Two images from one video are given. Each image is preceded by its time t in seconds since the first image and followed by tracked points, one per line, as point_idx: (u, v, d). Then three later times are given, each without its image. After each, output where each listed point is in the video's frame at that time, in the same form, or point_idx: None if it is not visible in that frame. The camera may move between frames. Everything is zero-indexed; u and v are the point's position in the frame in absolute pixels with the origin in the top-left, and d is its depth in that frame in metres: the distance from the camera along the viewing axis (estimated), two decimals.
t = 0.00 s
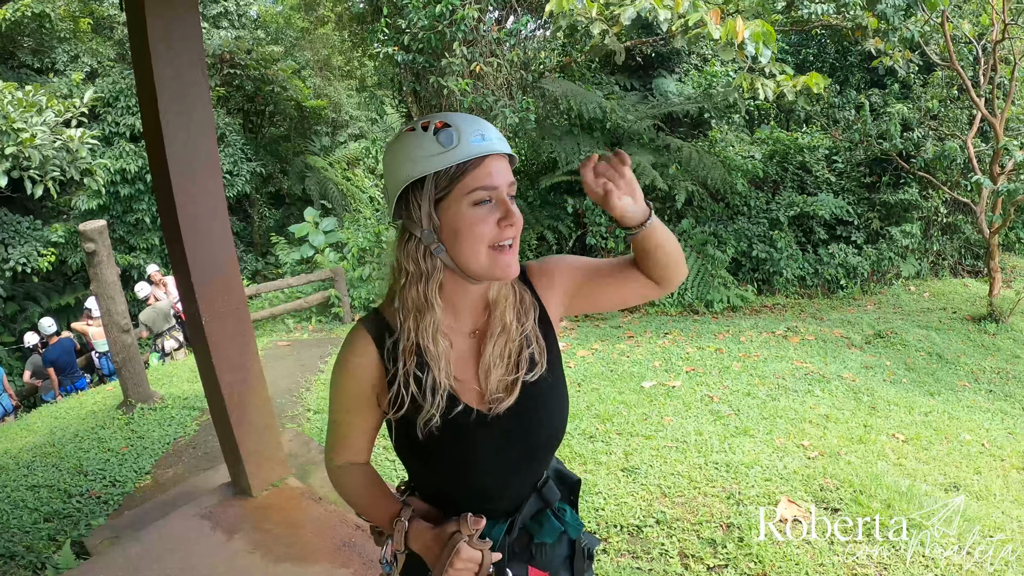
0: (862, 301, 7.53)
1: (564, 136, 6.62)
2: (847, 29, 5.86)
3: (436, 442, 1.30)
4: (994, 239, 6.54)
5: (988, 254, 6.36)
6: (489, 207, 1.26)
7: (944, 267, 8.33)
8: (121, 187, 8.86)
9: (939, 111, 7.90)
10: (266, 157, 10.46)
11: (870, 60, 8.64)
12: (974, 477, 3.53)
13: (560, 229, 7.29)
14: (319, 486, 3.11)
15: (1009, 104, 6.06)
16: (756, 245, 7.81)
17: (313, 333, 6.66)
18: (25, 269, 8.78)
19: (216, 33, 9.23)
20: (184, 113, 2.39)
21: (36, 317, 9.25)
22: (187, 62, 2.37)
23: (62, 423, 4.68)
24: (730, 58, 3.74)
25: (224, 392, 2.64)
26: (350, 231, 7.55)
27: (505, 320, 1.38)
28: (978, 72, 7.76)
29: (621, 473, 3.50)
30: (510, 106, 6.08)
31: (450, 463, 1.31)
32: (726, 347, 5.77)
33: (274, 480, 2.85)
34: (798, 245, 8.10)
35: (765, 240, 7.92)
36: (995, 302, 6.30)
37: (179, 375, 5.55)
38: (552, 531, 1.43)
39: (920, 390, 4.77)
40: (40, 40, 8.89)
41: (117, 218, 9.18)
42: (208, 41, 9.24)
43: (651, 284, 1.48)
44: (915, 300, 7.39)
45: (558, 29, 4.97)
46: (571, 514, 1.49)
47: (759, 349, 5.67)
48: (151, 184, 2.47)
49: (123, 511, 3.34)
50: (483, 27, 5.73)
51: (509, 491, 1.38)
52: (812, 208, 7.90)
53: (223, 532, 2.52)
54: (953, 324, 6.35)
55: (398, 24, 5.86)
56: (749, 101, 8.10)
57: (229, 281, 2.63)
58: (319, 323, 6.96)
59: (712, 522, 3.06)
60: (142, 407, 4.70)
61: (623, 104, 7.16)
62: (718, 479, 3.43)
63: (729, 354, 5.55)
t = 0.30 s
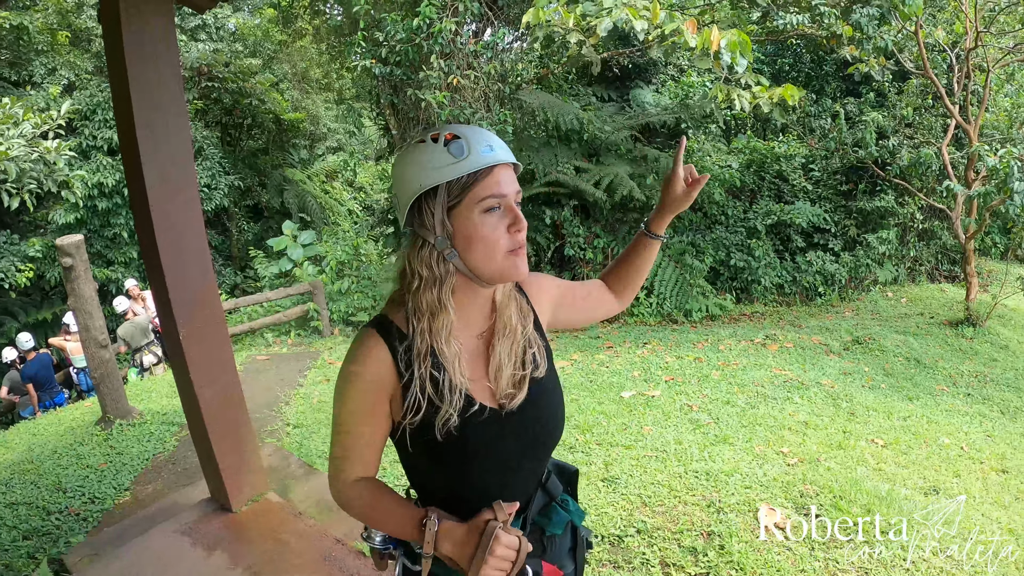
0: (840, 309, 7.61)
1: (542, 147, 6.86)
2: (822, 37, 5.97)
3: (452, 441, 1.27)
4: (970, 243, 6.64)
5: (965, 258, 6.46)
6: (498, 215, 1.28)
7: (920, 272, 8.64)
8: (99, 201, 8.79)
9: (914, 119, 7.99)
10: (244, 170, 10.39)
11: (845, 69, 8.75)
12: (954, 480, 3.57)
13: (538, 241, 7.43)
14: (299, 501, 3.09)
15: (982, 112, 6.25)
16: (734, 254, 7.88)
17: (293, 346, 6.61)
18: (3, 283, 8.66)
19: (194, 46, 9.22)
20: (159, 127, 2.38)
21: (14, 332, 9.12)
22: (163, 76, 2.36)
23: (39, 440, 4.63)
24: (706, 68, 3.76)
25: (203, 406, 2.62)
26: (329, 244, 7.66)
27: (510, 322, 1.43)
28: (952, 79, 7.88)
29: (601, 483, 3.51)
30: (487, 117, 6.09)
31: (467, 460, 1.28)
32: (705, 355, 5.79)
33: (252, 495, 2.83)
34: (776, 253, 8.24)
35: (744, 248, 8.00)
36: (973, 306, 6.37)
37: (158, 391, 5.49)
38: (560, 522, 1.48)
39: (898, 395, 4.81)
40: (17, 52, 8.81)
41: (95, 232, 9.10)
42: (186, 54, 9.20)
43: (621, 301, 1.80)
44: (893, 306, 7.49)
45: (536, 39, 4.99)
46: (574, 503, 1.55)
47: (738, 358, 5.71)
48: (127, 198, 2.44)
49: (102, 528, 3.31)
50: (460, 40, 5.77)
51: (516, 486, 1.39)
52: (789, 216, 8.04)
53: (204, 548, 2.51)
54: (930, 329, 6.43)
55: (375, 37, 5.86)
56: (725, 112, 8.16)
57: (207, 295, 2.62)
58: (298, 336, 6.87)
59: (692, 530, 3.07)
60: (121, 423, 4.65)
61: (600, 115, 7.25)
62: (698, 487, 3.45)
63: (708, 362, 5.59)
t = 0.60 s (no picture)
0: (836, 308, 7.63)
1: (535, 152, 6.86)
2: (813, 37, 6.00)
3: (483, 427, 1.28)
4: (964, 240, 6.68)
5: (959, 256, 6.48)
6: (509, 217, 1.28)
7: (916, 271, 8.70)
8: (93, 211, 8.78)
9: (906, 118, 8.06)
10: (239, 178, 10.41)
11: (836, 70, 8.83)
12: (952, 477, 3.58)
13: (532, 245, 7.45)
14: (297, 509, 3.09)
15: (974, 109, 6.27)
16: (728, 256, 7.90)
17: (290, 353, 6.60)
18: None
19: (186, 55, 9.23)
20: (152, 136, 2.38)
21: (10, 342, 9.10)
22: (155, 85, 2.37)
23: (36, 451, 4.61)
24: (699, 70, 3.77)
25: (201, 414, 2.62)
26: (325, 253, 7.61)
27: (535, 318, 1.45)
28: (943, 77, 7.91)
29: (599, 486, 3.51)
30: (480, 122, 6.08)
31: (494, 448, 1.29)
32: (702, 357, 5.79)
33: (250, 504, 2.82)
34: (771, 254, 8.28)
35: (738, 250, 8.02)
36: (968, 303, 6.39)
37: (154, 400, 5.48)
38: (581, 512, 1.47)
39: (895, 394, 4.82)
40: (10, 63, 8.77)
41: (91, 242, 9.09)
42: (178, 63, 9.20)
43: (637, 302, 1.82)
44: (889, 304, 7.51)
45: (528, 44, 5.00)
46: (593, 495, 1.55)
47: (735, 359, 5.72)
48: (121, 207, 2.44)
49: (101, 539, 3.30)
50: (452, 46, 5.79)
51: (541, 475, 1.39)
52: (783, 216, 8.07)
53: (202, 557, 2.50)
54: (926, 327, 6.46)
55: (367, 44, 5.87)
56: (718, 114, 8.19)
57: (203, 304, 2.62)
58: (295, 344, 6.87)
59: (691, 532, 3.08)
60: (118, 434, 4.64)
61: (593, 119, 7.28)
62: (696, 489, 3.45)
63: (705, 364, 5.59)
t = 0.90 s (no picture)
0: (836, 309, 7.63)
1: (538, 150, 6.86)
2: (818, 37, 5.96)
3: (480, 413, 1.38)
4: (966, 243, 6.68)
5: (962, 259, 6.48)
6: (483, 215, 1.34)
7: (917, 273, 8.70)
8: (95, 205, 8.78)
9: (909, 119, 8.04)
10: (241, 173, 10.43)
11: (841, 70, 8.82)
12: (951, 479, 3.58)
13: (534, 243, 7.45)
14: (296, 504, 3.10)
15: (978, 111, 6.25)
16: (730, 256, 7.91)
17: (291, 349, 6.61)
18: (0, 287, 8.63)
19: (190, 49, 9.23)
20: (154, 133, 2.38)
21: (11, 335, 9.11)
22: (157, 81, 2.36)
23: (37, 444, 4.62)
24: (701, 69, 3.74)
25: (202, 409, 2.63)
26: (326, 248, 7.61)
27: (549, 317, 1.47)
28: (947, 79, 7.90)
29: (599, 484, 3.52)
30: (484, 120, 6.04)
31: (489, 435, 1.39)
32: (702, 357, 5.79)
33: (250, 499, 2.83)
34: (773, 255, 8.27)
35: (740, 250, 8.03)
36: (969, 306, 6.38)
37: (154, 395, 5.48)
38: (578, 509, 1.53)
39: (895, 396, 4.82)
40: (14, 56, 8.79)
41: (92, 235, 9.09)
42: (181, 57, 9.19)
43: (681, 325, 1.76)
44: (890, 306, 7.51)
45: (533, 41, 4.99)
46: (596, 494, 1.60)
47: (736, 359, 5.71)
48: (123, 202, 2.45)
49: (100, 532, 3.31)
50: (456, 43, 5.78)
51: (541, 468, 1.46)
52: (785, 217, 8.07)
53: (201, 551, 2.51)
54: (927, 329, 6.45)
55: (370, 40, 5.85)
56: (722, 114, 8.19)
57: (205, 299, 2.62)
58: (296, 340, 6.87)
59: (690, 531, 3.08)
60: (118, 427, 4.64)
61: (596, 117, 7.27)
62: (695, 488, 3.45)
63: (705, 364, 5.59)
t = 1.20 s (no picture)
0: (839, 311, 7.63)
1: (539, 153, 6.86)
2: (818, 39, 5.97)
3: (475, 414, 1.38)
4: (968, 244, 6.67)
5: (964, 260, 6.48)
6: (494, 222, 1.35)
7: (919, 274, 8.69)
8: (98, 211, 8.79)
9: (910, 120, 8.04)
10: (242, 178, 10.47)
11: (841, 72, 8.83)
12: (954, 481, 3.56)
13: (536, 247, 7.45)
14: (298, 509, 3.09)
15: (977, 112, 6.25)
16: (732, 259, 7.90)
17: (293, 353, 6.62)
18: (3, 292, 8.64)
19: (191, 54, 9.26)
20: (154, 136, 2.38)
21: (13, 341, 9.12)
22: (156, 83, 2.37)
23: (39, 449, 4.62)
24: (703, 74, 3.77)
25: (203, 414, 2.62)
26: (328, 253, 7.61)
27: (553, 323, 1.45)
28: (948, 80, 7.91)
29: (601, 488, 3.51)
30: (485, 124, 6.06)
31: (483, 437, 1.39)
32: (705, 360, 5.78)
33: (252, 504, 2.82)
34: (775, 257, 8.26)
35: (742, 252, 8.03)
36: (972, 307, 6.38)
37: (157, 400, 5.49)
38: (573, 525, 1.45)
39: (898, 397, 4.81)
40: (16, 62, 8.81)
41: (94, 241, 9.11)
42: (183, 63, 9.23)
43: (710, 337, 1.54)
44: (892, 308, 7.51)
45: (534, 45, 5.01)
46: (594, 511, 1.51)
47: (738, 362, 5.70)
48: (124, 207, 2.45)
49: (102, 538, 3.31)
50: (457, 47, 5.80)
51: (538, 473, 1.44)
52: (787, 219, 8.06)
53: (203, 557, 2.50)
54: (929, 330, 6.45)
55: (371, 45, 5.86)
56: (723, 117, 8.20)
57: (207, 305, 2.62)
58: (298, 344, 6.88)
59: (693, 535, 3.07)
60: (121, 433, 4.64)
61: (597, 121, 7.29)
62: (698, 491, 3.45)
63: (708, 366, 5.59)
